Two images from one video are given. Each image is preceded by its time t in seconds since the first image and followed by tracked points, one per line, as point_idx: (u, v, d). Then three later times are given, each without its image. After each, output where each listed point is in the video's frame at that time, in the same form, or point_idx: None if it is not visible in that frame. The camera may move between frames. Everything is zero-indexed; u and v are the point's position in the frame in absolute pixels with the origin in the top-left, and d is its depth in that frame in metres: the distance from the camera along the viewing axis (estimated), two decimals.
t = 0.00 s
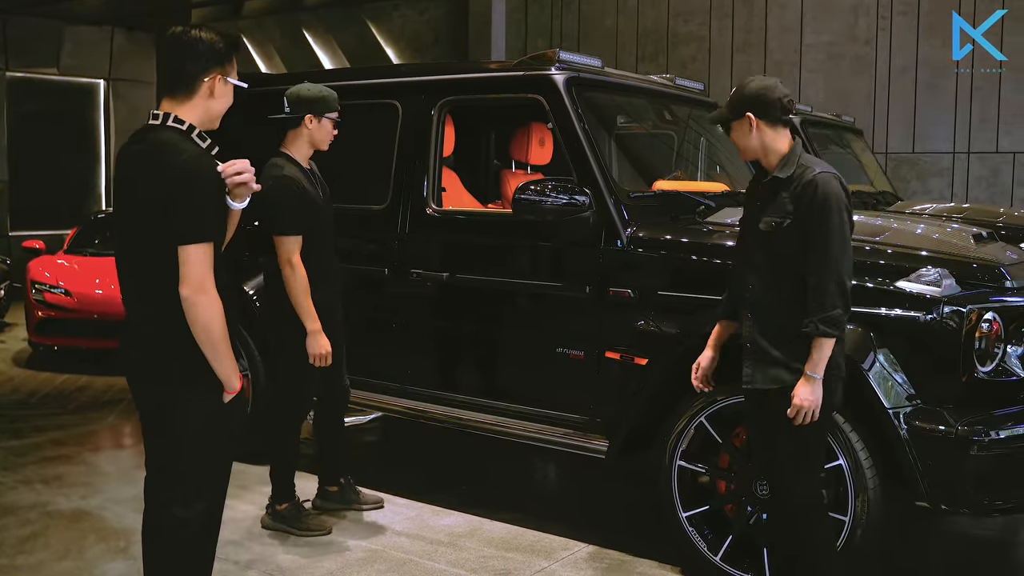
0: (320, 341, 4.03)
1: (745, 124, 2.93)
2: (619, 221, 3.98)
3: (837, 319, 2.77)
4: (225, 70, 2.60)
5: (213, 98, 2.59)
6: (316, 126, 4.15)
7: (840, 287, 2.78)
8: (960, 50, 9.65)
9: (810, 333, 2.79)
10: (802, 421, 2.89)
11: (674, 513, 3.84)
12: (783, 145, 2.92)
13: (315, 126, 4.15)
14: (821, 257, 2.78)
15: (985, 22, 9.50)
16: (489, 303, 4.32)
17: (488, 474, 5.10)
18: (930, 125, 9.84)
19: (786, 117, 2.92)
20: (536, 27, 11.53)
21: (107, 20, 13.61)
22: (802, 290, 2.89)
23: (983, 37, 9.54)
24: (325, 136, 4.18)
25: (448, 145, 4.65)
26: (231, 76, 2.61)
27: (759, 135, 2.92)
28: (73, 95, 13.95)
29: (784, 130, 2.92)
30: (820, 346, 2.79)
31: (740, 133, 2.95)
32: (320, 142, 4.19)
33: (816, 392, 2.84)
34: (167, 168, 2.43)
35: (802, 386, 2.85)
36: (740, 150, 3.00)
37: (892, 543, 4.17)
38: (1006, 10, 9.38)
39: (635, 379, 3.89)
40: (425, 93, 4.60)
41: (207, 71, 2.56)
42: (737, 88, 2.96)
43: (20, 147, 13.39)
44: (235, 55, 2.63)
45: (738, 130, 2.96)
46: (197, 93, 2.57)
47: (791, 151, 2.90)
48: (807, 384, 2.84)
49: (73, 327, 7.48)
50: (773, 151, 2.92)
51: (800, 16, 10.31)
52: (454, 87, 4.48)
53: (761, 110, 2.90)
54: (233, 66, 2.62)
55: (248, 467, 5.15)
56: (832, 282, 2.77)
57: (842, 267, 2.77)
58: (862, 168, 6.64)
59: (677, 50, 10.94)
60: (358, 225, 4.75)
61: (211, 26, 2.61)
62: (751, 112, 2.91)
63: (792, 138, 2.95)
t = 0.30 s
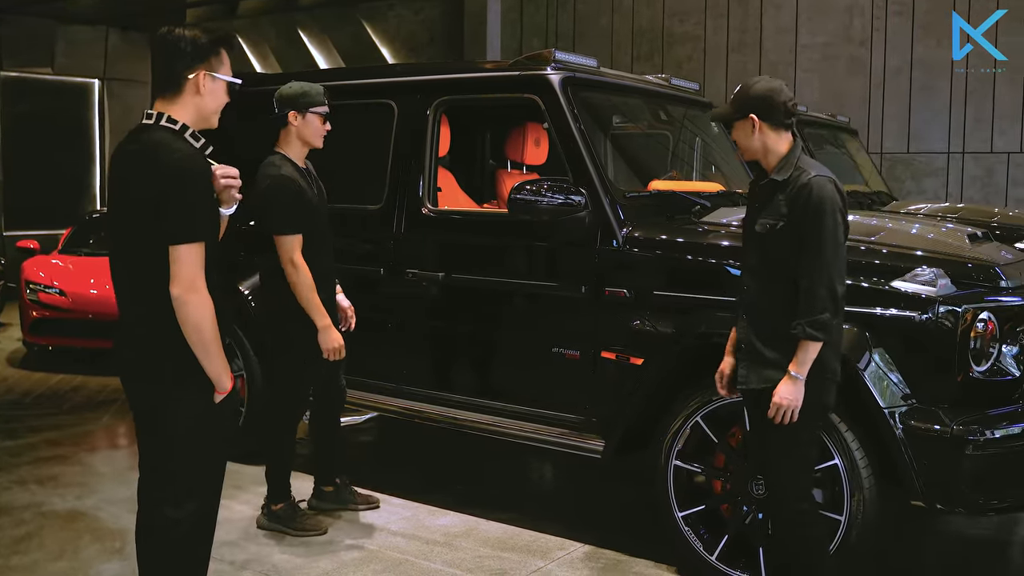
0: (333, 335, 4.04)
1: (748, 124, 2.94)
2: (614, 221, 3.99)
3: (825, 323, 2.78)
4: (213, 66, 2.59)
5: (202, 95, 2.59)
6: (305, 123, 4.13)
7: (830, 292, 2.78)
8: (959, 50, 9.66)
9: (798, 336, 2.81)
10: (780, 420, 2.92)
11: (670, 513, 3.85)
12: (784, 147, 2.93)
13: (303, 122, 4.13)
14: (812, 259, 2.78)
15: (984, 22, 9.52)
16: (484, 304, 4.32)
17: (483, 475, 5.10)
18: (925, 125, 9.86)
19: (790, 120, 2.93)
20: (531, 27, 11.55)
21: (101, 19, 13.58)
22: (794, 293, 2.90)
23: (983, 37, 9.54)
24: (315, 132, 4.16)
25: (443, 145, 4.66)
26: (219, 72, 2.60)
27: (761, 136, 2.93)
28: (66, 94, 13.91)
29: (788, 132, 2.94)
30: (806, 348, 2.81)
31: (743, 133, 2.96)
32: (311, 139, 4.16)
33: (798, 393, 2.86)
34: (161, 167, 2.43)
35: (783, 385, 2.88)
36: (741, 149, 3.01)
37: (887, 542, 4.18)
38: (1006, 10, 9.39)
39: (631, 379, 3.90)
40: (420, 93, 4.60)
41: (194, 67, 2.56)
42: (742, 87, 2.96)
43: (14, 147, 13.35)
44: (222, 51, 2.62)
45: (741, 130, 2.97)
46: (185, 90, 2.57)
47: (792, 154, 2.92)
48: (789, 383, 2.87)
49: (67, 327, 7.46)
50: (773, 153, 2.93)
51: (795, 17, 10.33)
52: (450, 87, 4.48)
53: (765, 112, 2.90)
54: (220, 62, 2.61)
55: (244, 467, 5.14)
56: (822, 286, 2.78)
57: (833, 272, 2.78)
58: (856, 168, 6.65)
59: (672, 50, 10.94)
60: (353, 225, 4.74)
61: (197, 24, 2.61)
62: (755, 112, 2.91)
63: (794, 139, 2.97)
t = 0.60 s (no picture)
0: (301, 342, 4.04)
1: (757, 123, 2.91)
2: (611, 220, 3.99)
3: (829, 326, 2.78)
4: (217, 63, 2.59)
5: (205, 93, 2.58)
6: (303, 124, 4.12)
7: (833, 295, 2.78)
8: (959, 49, 9.66)
9: (800, 338, 2.80)
10: (779, 421, 2.92)
11: (667, 514, 3.86)
12: (789, 149, 2.92)
13: (301, 123, 4.11)
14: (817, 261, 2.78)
15: (984, 22, 9.51)
16: (481, 304, 4.31)
17: (481, 475, 5.09)
18: (921, 125, 9.88)
19: (796, 121, 2.91)
20: (528, 28, 11.75)
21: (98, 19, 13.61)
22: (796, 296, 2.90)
23: (983, 37, 9.55)
24: (310, 134, 4.15)
25: (440, 145, 4.66)
26: (221, 69, 2.60)
27: (769, 136, 2.91)
28: (63, 94, 13.90)
29: (794, 133, 2.92)
30: (809, 350, 2.81)
31: (750, 132, 2.93)
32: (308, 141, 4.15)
33: (799, 394, 2.86)
34: (157, 167, 2.42)
35: (786, 387, 2.88)
36: (745, 148, 2.99)
37: (884, 541, 4.19)
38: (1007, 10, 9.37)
39: (628, 379, 3.90)
40: (417, 93, 4.59)
41: (195, 63, 2.57)
42: (749, 86, 2.92)
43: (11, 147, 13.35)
44: (226, 48, 2.62)
45: (748, 129, 2.93)
46: (187, 88, 2.58)
47: (798, 155, 2.91)
48: (792, 385, 2.86)
49: (64, 327, 7.47)
50: (778, 154, 2.92)
51: (791, 17, 10.33)
52: (447, 87, 4.48)
53: (774, 112, 2.87)
54: (224, 59, 2.61)
55: (241, 468, 5.13)
56: (826, 289, 2.78)
57: (837, 273, 2.78)
58: (852, 168, 6.64)
59: (669, 50, 10.97)
60: (350, 225, 4.74)
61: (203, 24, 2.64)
62: (765, 112, 2.88)
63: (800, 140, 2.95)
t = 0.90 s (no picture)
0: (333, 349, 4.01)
1: (776, 146, 2.92)
2: (657, 222, 3.98)
3: (884, 336, 2.77)
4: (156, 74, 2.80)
5: (146, 101, 2.79)
6: (376, 129, 4.22)
7: (886, 304, 2.78)
8: (960, 49, 9.72)
9: (858, 351, 2.80)
10: (841, 431, 2.90)
11: (713, 516, 3.84)
12: (817, 158, 2.91)
13: (375, 128, 4.22)
14: (865, 273, 2.78)
15: (985, 22, 9.54)
16: (526, 305, 4.32)
17: (524, 475, 5.10)
18: (967, 124, 9.74)
19: (815, 130, 2.90)
20: (570, 28, 11.69)
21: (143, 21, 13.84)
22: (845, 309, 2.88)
23: (984, 37, 9.57)
24: (383, 138, 4.26)
25: (486, 146, 4.67)
26: (161, 80, 2.82)
27: (792, 155, 2.91)
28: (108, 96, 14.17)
29: (815, 143, 2.91)
30: (867, 361, 2.79)
31: (772, 154, 2.94)
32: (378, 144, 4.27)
33: (863, 406, 2.82)
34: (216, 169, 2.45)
35: (848, 399, 2.84)
36: (771, 166, 3.00)
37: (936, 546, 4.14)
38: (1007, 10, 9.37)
39: (674, 380, 3.89)
40: (463, 95, 4.62)
41: (138, 73, 2.77)
42: (760, 105, 2.92)
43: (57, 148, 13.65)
44: (164, 60, 2.83)
45: (768, 152, 2.95)
46: (129, 97, 2.78)
47: (825, 165, 2.90)
48: (853, 397, 2.83)
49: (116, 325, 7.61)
50: (806, 167, 2.92)
51: (837, 16, 10.28)
52: (494, 88, 4.49)
53: (790, 132, 2.87)
54: (163, 70, 2.83)
55: (287, 466, 5.19)
56: (878, 299, 2.77)
57: (885, 284, 2.77)
58: (900, 169, 6.55)
59: (713, 50, 10.93)
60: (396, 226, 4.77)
61: (140, 36, 2.82)
62: (781, 136, 2.89)
63: (822, 147, 2.94)
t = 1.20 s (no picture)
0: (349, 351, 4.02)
1: (784, 158, 2.91)
2: (674, 222, 3.97)
3: (906, 344, 2.74)
4: (153, 67, 2.76)
5: (144, 95, 2.76)
6: (390, 127, 4.24)
7: (907, 311, 2.75)
8: (960, 50, 9.75)
9: (880, 360, 2.78)
10: (864, 437, 2.88)
11: (730, 517, 3.83)
12: (825, 167, 2.91)
13: (389, 127, 4.23)
14: (883, 282, 2.76)
15: (983, 23, 9.60)
16: (544, 305, 4.33)
17: (541, 475, 5.11)
18: (988, 124, 9.67)
19: (822, 141, 2.90)
20: (589, 29, 11.66)
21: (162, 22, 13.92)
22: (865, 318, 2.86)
23: (983, 37, 9.62)
24: (397, 137, 4.28)
25: (503, 147, 4.72)
26: (159, 73, 2.77)
27: (800, 166, 2.91)
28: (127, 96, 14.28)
29: (822, 152, 2.90)
30: (887, 368, 2.78)
31: (779, 166, 2.94)
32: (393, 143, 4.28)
33: (885, 412, 2.83)
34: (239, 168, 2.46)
35: (869, 407, 2.83)
36: (779, 176, 3.00)
37: (956, 548, 4.12)
38: (1006, 10, 9.45)
39: (691, 380, 3.88)
40: (481, 95, 4.63)
41: (135, 68, 2.74)
42: (766, 116, 2.92)
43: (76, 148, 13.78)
44: (162, 55, 2.79)
45: (776, 163, 2.94)
46: (129, 92, 2.75)
47: (833, 174, 2.90)
48: (875, 404, 2.82)
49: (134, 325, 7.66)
50: (815, 176, 2.91)
51: (856, 16, 10.24)
52: (511, 89, 4.51)
53: (796, 144, 2.87)
54: (161, 64, 2.78)
55: (305, 464, 5.21)
56: (898, 307, 2.75)
57: (905, 291, 2.75)
58: (920, 170, 6.53)
59: (731, 50, 10.91)
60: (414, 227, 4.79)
61: (136, 33, 2.80)
62: (788, 148, 2.89)
63: (829, 155, 2.93)
